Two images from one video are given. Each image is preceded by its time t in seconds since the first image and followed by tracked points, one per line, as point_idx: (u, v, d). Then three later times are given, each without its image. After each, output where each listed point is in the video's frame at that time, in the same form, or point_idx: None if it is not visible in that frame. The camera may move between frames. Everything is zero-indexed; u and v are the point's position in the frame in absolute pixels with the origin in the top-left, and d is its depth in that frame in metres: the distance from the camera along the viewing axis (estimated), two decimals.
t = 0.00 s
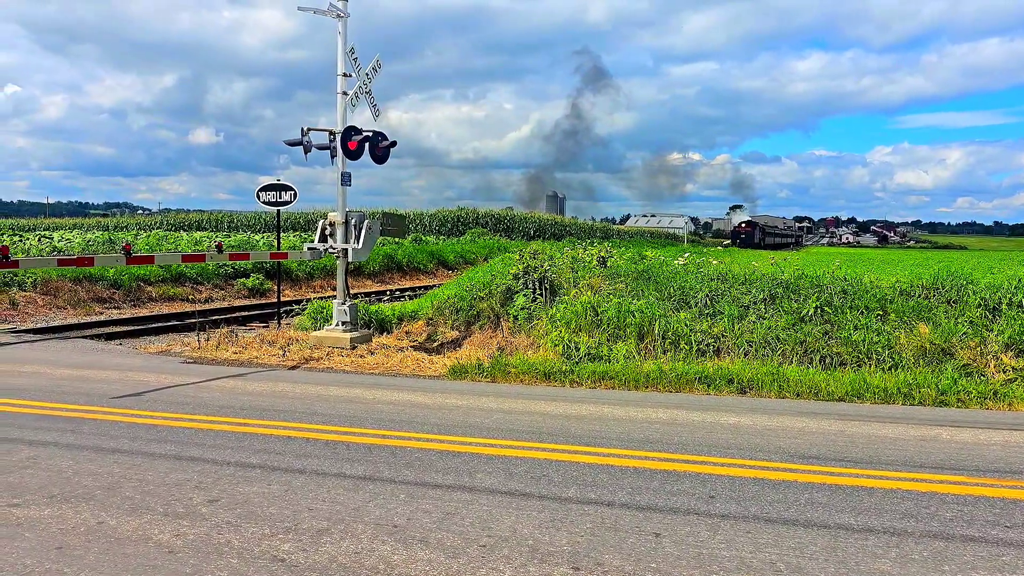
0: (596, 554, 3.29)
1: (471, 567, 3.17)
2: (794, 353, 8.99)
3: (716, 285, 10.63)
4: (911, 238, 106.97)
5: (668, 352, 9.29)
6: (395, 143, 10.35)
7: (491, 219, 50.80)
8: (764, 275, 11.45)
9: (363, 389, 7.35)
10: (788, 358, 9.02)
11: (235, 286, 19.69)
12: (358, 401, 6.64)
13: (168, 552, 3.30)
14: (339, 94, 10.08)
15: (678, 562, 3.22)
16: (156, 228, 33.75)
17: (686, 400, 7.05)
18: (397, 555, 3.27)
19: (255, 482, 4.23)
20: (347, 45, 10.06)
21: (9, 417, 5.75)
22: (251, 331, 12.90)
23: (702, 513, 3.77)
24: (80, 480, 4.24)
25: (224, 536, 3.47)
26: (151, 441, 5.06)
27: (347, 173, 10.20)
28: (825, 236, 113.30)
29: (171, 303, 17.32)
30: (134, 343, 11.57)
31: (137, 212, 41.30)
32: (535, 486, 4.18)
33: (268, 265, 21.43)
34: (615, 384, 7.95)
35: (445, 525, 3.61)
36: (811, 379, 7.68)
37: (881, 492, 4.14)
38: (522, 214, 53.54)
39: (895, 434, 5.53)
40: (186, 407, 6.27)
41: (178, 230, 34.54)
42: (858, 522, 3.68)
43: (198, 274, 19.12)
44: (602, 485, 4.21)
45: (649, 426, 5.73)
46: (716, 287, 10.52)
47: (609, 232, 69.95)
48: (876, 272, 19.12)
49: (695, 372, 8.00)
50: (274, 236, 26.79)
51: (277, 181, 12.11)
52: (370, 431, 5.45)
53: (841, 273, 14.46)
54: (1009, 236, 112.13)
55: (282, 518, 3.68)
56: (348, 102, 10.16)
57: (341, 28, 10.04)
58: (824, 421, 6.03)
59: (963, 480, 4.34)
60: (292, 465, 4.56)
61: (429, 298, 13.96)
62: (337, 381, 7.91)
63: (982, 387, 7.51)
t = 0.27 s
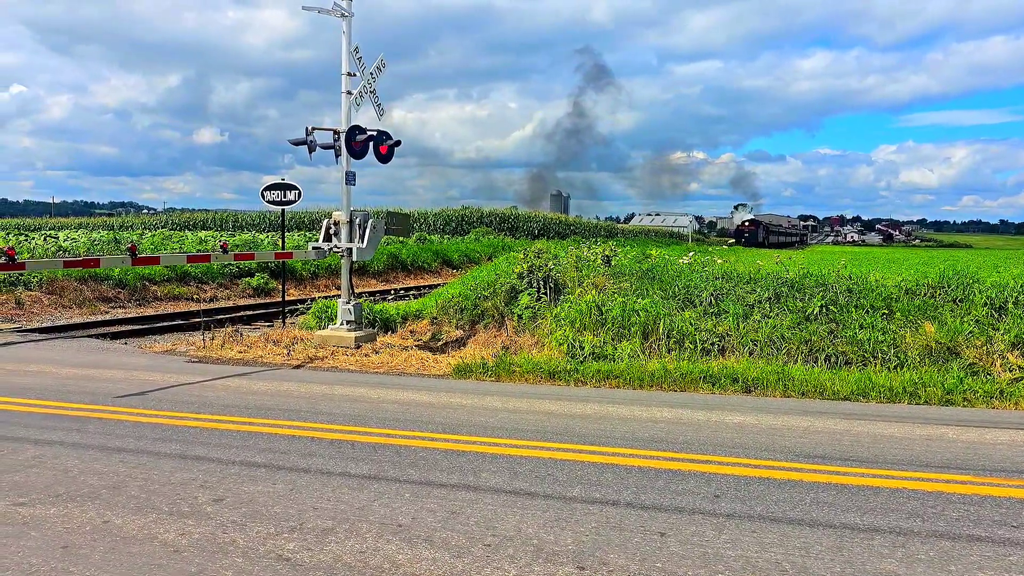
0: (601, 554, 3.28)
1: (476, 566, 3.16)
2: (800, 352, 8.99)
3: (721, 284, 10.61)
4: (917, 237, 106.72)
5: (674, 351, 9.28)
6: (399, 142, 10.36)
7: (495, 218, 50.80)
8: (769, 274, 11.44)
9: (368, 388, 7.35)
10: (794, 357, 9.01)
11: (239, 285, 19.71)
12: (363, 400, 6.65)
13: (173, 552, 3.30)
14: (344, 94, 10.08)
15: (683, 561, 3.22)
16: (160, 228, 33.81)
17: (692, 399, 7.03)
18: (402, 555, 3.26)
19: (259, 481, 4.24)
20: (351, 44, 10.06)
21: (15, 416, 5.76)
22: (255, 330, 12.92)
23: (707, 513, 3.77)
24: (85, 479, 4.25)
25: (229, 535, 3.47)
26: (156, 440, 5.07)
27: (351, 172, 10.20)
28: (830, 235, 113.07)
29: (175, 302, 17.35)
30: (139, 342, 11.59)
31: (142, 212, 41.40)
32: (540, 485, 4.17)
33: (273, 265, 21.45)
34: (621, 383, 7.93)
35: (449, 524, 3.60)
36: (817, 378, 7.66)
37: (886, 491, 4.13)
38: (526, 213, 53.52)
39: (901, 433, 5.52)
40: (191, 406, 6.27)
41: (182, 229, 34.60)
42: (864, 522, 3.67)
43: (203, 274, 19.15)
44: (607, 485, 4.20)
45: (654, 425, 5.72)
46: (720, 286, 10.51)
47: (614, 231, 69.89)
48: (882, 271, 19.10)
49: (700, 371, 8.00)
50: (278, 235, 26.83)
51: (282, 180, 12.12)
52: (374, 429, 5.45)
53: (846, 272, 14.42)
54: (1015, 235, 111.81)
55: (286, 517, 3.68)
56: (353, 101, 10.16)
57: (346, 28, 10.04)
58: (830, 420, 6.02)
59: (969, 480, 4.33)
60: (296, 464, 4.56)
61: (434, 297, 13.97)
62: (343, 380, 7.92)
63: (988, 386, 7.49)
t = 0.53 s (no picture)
0: (603, 553, 3.28)
1: (479, 566, 3.16)
2: (803, 351, 8.98)
3: (724, 283, 10.60)
4: (920, 235, 106.57)
5: (676, 349, 9.27)
6: (402, 142, 10.35)
7: (498, 217, 50.78)
8: (772, 273, 11.43)
9: (370, 387, 7.35)
10: (797, 356, 9.00)
11: (242, 285, 19.72)
12: (366, 399, 6.65)
13: (176, 551, 3.30)
14: (346, 93, 10.08)
15: (686, 561, 3.21)
16: (162, 227, 33.86)
17: (696, 398, 7.02)
18: (404, 554, 3.26)
19: (262, 480, 4.24)
20: (354, 43, 10.05)
21: (18, 415, 5.77)
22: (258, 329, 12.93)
23: (710, 512, 3.76)
24: (88, 478, 4.25)
25: (231, 534, 3.47)
26: (158, 440, 5.07)
27: (353, 171, 10.20)
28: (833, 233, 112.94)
29: (178, 301, 17.37)
30: (143, 342, 11.60)
31: (145, 211, 41.47)
32: (542, 484, 4.17)
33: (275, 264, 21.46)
34: (624, 382, 7.93)
35: (452, 523, 3.60)
36: (820, 377, 7.65)
37: (889, 490, 4.12)
38: (529, 212, 53.50)
39: (905, 432, 5.51)
40: (194, 405, 6.28)
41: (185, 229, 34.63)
42: (867, 521, 3.67)
43: (206, 273, 19.16)
44: (609, 484, 4.20)
45: (657, 424, 5.71)
46: (723, 285, 10.50)
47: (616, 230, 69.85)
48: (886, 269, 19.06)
49: (703, 370, 7.99)
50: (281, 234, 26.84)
51: (284, 179, 12.12)
52: (377, 429, 5.45)
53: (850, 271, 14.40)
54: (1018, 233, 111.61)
55: (289, 517, 3.68)
56: (355, 100, 10.16)
57: (348, 27, 10.04)
58: (833, 419, 6.01)
59: (972, 479, 4.32)
60: (299, 463, 4.56)
61: (437, 297, 13.97)
62: (346, 379, 7.92)
63: (991, 385, 7.47)
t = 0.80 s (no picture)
0: (604, 550, 3.28)
1: (480, 563, 3.15)
2: (804, 349, 8.99)
3: (725, 280, 10.59)
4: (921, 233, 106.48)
5: (678, 347, 9.26)
6: (402, 139, 10.35)
7: (499, 215, 50.75)
8: (774, 270, 11.41)
9: (371, 385, 7.34)
10: (798, 353, 9.01)
11: (243, 282, 19.72)
12: (367, 397, 6.65)
13: (177, 548, 3.30)
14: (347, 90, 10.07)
15: (687, 558, 3.21)
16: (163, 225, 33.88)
17: (696, 395, 7.01)
18: (405, 552, 3.26)
19: (263, 478, 4.24)
20: (355, 40, 10.04)
21: (19, 413, 5.77)
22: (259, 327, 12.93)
23: (711, 510, 3.76)
24: (89, 476, 4.25)
25: (232, 532, 3.47)
26: (159, 437, 5.07)
27: (354, 169, 10.19)
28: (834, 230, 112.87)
29: (179, 299, 17.38)
30: (144, 339, 11.61)
31: (146, 209, 41.52)
32: (544, 482, 4.16)
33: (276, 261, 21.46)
34: (626, 380, 7.92)
35: (453, 520, 3.60)
36: (821, 374, 7.64)
37: (890, 488, 4.11)
38: (529, 210, 53.47)
39: (906, 429, 5.51)
40: (196, 402, 6.28)
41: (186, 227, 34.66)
42: (868, 518, 3.66)
43: (207, 271, 19.16)
44: (611, 481, 4.19)
45: (658, 422, 5.71)
46: (725, 282, 10.49)
47: (617, 227, 69.81)
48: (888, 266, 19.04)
49: (704, 367, 7.99)
50: (282, 232, 26.84)
51: (285, 177, 12.12)
52: (378, 426, 5.45)
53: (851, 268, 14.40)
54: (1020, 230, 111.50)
55: (290, 514, 3.68)
56: (356, 97, 10.14)
57: (349, 24, 10.03)
58: (834, 416, 6.00)
59: (974, 476, 4.31)
60: (300, 460, 4.55)
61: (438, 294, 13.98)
62: (346, 376, 7.92)
63: (994, 382, 7.47)
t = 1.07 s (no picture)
0: (605, 548, 3.28)
1: (480, 562, 3.15)
2: (805, 346, 9.02)
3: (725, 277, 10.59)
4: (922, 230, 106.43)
5: (679, 345, 9.27)
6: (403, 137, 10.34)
7: (500, 213, 50.74)
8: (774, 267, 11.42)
9: (372, 383, 7.35)
10: (799, 351, 9.02)
11: (244, 280, 19.72)
12: (367, 395, 6.65)
13: (178, 546, 3.30)
14: (347, 88, 10.06)
15: (688, 556, 3.21)
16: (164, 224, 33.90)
17: (696, 393, 7.02)
18: (406, 550, 3.26)
19: (264, 476, 4.24)
20: (355, 38, 10.03)
21: (20, 411, 5.78)
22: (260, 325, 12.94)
23: (712, 507, 3.76)
24: (90, 474, 4.25)
25: (233, 530, 3.47)
26: (160, 435, 5.07)
27: (355, 167, 10.19)
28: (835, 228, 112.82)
29: (180, 297, 17.40)
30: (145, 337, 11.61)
31: (147, 207, 41.55)
32: (544, 480, 4.17)
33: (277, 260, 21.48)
34: (626, 378, 7.93)
35: (454, 518, 3.60)
36: (822, 372, 7.64)
37: (891, 485, 4.11)
38: (530, 208, 53.46)
39: (907, 427, 5.50)
40: (196, 400, 6.28)
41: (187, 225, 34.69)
42: (869, 516, 3.66)
43: (208, 269, 19.18)
44: (611, 479, 4.20)
45: (659, 419, 5.71)
46: (725, 280, 10.48)
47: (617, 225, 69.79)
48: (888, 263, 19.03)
49: (705, 365, 7.99)
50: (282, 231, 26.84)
51: (285, 175, 12.11)
52: (378, 424, 5.45)
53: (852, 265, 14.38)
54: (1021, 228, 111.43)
55: (291, 512, 3.68)
56: (356, 96, 10.14)
57: (349, 22, 10.02)
58: (834, 414, 6.00)
59: (974, 474, 4.31)
60: (301, 459, 4.56)
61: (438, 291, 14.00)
62: (347, 375, 7.93)
63: (994, 380, 7.47)
